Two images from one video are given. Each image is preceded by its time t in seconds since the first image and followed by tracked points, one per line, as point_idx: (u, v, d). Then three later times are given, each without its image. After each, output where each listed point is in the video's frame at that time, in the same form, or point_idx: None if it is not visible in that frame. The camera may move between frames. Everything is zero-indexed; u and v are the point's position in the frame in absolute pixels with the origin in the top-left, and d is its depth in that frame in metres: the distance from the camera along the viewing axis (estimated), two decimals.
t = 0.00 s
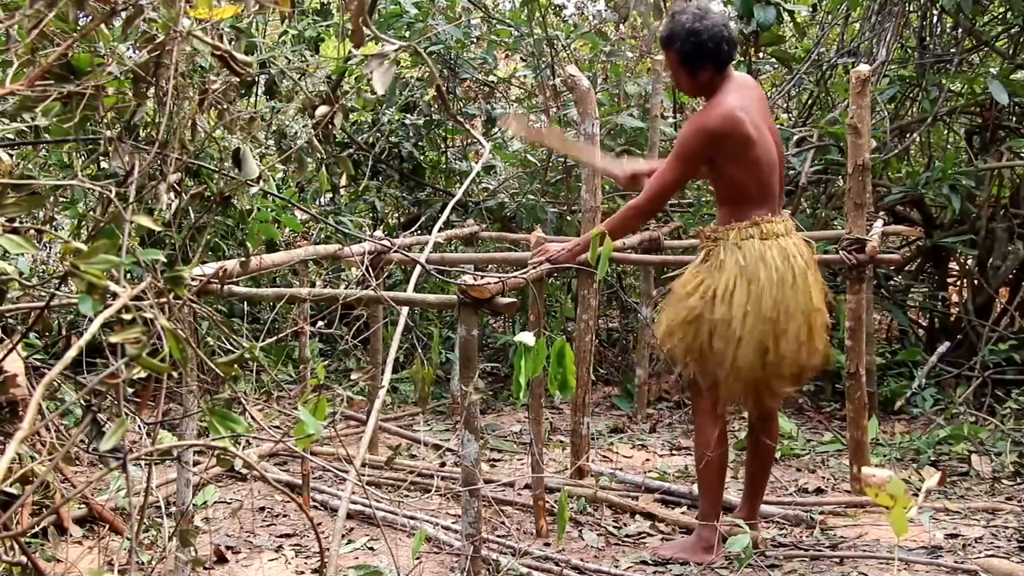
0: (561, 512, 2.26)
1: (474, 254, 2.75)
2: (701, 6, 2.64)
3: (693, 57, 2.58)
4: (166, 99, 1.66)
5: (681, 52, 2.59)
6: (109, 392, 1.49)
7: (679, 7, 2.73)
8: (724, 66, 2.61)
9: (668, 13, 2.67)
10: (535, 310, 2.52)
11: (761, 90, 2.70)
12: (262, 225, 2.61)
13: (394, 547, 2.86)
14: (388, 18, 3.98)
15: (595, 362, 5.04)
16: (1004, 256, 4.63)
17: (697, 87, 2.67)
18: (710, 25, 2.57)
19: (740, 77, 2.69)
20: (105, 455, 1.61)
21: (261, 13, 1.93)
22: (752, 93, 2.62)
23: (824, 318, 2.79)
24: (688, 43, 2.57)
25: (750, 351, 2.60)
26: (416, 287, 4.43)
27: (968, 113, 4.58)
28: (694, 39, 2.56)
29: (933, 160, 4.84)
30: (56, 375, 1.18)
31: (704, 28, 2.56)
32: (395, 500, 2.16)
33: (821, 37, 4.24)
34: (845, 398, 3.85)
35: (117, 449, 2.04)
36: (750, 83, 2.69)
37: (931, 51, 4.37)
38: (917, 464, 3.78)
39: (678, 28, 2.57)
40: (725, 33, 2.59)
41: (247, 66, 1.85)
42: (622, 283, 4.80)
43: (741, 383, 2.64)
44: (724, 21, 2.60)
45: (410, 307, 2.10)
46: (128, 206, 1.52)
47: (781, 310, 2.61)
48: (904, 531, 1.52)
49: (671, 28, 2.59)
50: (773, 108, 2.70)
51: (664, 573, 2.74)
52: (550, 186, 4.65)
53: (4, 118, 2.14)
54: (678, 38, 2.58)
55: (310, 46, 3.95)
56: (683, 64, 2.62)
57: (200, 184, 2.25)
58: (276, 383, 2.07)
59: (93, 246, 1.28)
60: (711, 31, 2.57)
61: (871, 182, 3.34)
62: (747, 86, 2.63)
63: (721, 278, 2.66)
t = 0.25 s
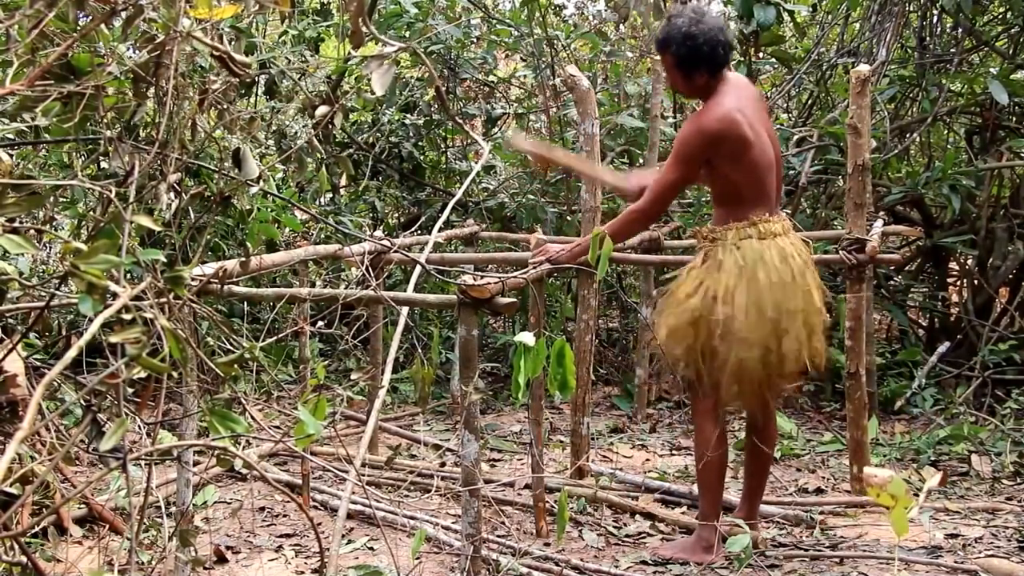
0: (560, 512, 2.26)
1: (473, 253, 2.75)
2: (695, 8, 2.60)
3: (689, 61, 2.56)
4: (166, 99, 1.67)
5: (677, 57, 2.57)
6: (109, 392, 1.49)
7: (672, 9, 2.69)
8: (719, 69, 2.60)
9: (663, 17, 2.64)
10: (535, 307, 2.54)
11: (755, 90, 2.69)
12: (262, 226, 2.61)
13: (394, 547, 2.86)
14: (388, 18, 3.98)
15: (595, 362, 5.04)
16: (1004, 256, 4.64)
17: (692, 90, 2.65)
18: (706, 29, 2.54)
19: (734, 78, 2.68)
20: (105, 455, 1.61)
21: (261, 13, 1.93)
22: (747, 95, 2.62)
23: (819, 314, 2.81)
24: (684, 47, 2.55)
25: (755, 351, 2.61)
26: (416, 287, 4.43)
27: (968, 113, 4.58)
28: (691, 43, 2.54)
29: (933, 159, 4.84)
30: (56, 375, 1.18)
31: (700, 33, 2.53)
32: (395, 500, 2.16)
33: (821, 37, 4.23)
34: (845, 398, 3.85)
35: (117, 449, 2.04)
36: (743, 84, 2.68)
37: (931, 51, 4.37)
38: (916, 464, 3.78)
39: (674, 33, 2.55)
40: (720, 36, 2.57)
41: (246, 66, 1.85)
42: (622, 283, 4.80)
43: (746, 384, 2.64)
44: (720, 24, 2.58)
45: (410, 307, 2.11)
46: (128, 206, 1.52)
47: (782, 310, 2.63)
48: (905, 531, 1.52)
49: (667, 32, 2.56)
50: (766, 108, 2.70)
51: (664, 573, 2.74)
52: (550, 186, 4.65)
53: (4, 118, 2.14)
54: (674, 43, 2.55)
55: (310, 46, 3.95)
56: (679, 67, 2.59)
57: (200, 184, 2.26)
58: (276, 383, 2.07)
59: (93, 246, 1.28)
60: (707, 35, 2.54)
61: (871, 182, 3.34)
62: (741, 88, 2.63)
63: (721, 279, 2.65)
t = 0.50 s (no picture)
0: (561, 512, 2.26)
1: (474, 254, 2.75)
2: (690, 12, 2.61)
3: (686, 65, 2.56)
4: (166, 99, 1.66)
5: (674, 61, 2.56)
6: (109, 392, 1.49)
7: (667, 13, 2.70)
8: (716, 72, 2.60)
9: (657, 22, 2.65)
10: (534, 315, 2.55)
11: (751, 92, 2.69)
12: (262, 225, 2.62)
13: (394, 547, 2.86)
14: (388, 18, 3.98)
15: (595, 362, 5.05)
16: (1004, 256, 4.64)
17: (688, 93, 2.65)
18: (701, 33, 2.55)
19: (730, 80, 2.67)
20: (105, 455, 1.61)
21: (261, 13, 1.92)
22: (744, 96, 2.61)
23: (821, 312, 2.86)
24: (681, 52, 2.54)
25: (767, 351, 2.64)
26: (416, 287, 4.43)
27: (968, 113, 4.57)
28: (688, 47, 2.53)
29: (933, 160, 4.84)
30: (56, 375, 1.18)
31: (696, 36, 2.53)
32: (395, 500, 2.16)
33: (820, 37, 4.23)
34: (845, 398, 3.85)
35: (117, 449, 2.04)
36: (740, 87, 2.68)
37: (931, 51, 4.36)
38: (916, 464, 3.78)
39: (670, 37, 2.54)
40: (716, 39, 2.57)
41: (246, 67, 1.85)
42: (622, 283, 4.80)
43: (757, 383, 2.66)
44: (714, 27, 2.58)
45: (410, 307, 2.10)
46: (128, 206, 1.52)
47: (791, 310, 2.66)
48: (904, 531, 1.52)
49: (662, 37, 2.56)
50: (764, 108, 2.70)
51: (664, 573, 2.74)
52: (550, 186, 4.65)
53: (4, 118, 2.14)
54: (670, 47, 2.55)
55: (310, 46, 3.95)
56: (676, 72, 2.59)
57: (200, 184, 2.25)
58: (276, 383, 2.07)
59: (93, 246, 1.28)
60: (703, 38, 2.55)
61: (871, 182, 3.34)
62: (739, 90, 2.63)
63: (732, 279, 2.65)
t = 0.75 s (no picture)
0: (561, 512, 2.26)
1: (474, 253, 2.75)
2: (650, 37, 2.58)
3: (653, 89, 2.53)
4: (166, 99, 1.66)
5: (639, 87, 2.54)
6: (110, 392, 1.49)
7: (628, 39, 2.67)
8: (683, 93, 2.56)
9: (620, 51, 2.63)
10: (534, 323, 2.58)
11: (724, 102, 2.65)
12: (262, 225, 2.62)
13: (395, 547, 2.86)
14: (388, 18, 3.98)
15: (595, 362, 5.05)
16: (1004, 256, 4.64)
17: (660, 116, 2.61)
18: (664, 56, 2.52)
19: (701, 96, 2.64)
20: (105, 455, 1.61)
21: (260, 13, 1.92)
22: (719, 108, 2.59)
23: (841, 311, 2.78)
24: (647, 78, 2.52)
25: (767, 356, 2.61)
26: (416, 287, 4.43)
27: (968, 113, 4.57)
28: (650, 72, 2.51)
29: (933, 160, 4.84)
30: (56, 375, 1.18)
31: (658, 60, 2.51)
32: (395, 501, 2.16)
33: (821, 37, 4.23)
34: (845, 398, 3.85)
35: (117, 449, 2.04)
36: (711, 100, 2.64)
37: (931, 51, 4.36)
38: (916, 464, 3.78)
39: (633, 64, 2.52)
40: (679, 62, 2.54)
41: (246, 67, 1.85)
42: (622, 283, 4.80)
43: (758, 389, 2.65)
44: (675, 49, 2.56)
45: (410, 307, 2.10)
46: (129, 206, 1.52)
47: (794, 312, 2.62)
48: (904, 530, 1.53)
49: (626, 65, 2.54)
50: (741, 117, 2.66)
51: (664, 573, 2.74)
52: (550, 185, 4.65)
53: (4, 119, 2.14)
54: (634, 74, 2.53)
55: (310, 46, 3.95)
56: (645, 98, 2.56)
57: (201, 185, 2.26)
58: (276, 383, 2.07)
59: (93, 246, 1.28)
60: (665, 61, 2.52)
61: (871, 182, 3.34)
62: (710, 104, 2.59)
63: (731, 286, 2.67)
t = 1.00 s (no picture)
0: (561, 512, 2.25)
1: (474, 253, 2.76)
2: (684, 27, 2.54)
3: (675, 82, 2.49)
4: (166, 99, 1.66)
5: (664, 74, 2.49)
6: (110, 392, 1.48)
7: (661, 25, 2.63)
8: (710, 89, 2.51)
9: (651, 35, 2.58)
10: (534, 323, 2.59)
11: (747, 108, 2.62)
12: (262, 226, 2.62)
13: (395, 547, 2.87)
14: (388, 18, 3.98)
15: (595, 362, 5.05)
16: (1004, 256, 4.64)
17: (681, 111, 2.57)
18: (694, 47, 2.47)
19: (725, 96, 2.61)
20: (105, 455, 1.61)
21: (260, 13, 1.92)
22: (739, 112, 2.56)
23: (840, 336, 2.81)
24: (672, 67, 2.47)
25: (784, 376, 2.57)
26: (416, 287, 4.43)
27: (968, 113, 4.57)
28: (677, 61, 2.46)
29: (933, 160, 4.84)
30: (56, 376, 1.18)
31: (688, 50, 2.46)
32: (395, 501, 2.16)
33: (821, 37, 4.23)
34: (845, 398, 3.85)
35: (117, 449, 2.05)
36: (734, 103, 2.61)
37: (931, 51, 4.36)
38: (916, 464, 3.78)
39: (661, 50, 2.48)
40: (709, 55, 2.48)
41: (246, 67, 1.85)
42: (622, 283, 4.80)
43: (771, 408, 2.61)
44: (709, 44, 2.50)
45: (410, 307, 2.10)
46: (128, 206, 1.52)
47: (809, 336, 2.61)
48: (904, 531, 1.53)
49: (655, 50, 2.50)
50: (762, 127, 2.64)
51: (664, 573, 2.74)
52: (550, 185, 4.65)
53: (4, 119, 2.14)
54: (660, 60, 2.49)
55: (310, 46, 3.95)
56: (667, 89, 2.52)
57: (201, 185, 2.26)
58: (276, 384, 2.07)
59: (94, 246, 1.28)
60: (695, 53, 2.47)
61: (871, 182, 3.34)
62: (732, 108, 2.57)
63: (749, 300, 2.62)
